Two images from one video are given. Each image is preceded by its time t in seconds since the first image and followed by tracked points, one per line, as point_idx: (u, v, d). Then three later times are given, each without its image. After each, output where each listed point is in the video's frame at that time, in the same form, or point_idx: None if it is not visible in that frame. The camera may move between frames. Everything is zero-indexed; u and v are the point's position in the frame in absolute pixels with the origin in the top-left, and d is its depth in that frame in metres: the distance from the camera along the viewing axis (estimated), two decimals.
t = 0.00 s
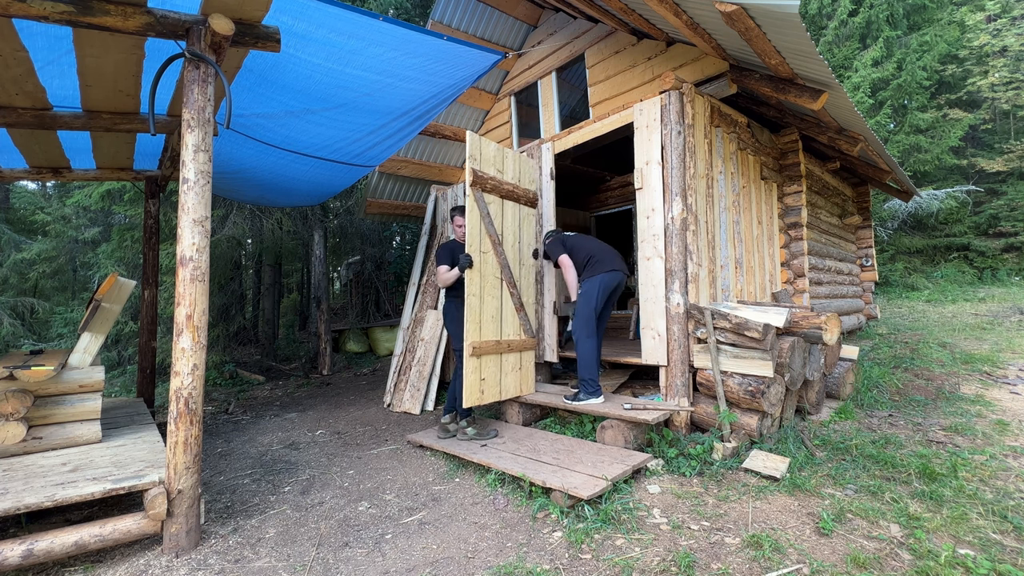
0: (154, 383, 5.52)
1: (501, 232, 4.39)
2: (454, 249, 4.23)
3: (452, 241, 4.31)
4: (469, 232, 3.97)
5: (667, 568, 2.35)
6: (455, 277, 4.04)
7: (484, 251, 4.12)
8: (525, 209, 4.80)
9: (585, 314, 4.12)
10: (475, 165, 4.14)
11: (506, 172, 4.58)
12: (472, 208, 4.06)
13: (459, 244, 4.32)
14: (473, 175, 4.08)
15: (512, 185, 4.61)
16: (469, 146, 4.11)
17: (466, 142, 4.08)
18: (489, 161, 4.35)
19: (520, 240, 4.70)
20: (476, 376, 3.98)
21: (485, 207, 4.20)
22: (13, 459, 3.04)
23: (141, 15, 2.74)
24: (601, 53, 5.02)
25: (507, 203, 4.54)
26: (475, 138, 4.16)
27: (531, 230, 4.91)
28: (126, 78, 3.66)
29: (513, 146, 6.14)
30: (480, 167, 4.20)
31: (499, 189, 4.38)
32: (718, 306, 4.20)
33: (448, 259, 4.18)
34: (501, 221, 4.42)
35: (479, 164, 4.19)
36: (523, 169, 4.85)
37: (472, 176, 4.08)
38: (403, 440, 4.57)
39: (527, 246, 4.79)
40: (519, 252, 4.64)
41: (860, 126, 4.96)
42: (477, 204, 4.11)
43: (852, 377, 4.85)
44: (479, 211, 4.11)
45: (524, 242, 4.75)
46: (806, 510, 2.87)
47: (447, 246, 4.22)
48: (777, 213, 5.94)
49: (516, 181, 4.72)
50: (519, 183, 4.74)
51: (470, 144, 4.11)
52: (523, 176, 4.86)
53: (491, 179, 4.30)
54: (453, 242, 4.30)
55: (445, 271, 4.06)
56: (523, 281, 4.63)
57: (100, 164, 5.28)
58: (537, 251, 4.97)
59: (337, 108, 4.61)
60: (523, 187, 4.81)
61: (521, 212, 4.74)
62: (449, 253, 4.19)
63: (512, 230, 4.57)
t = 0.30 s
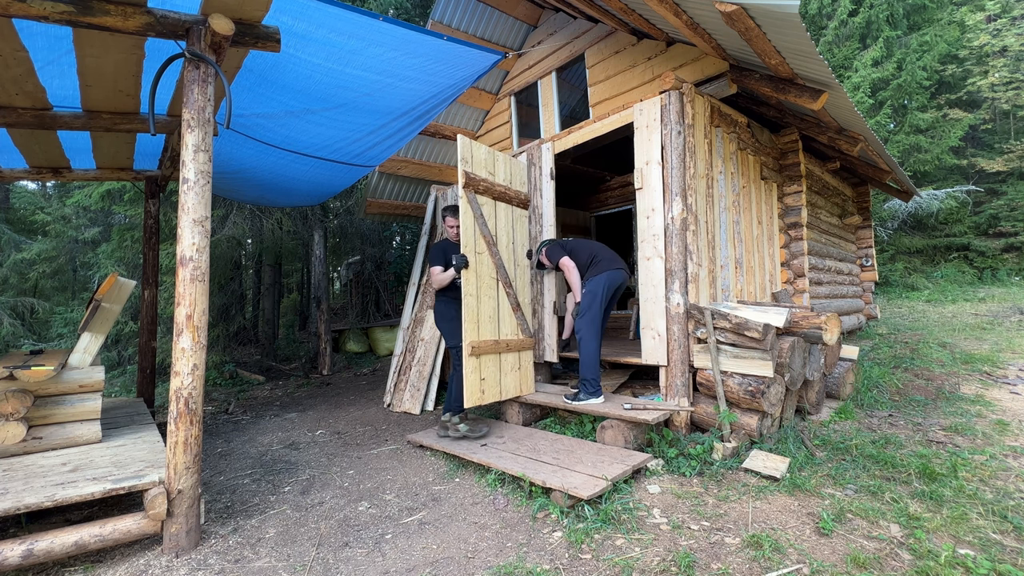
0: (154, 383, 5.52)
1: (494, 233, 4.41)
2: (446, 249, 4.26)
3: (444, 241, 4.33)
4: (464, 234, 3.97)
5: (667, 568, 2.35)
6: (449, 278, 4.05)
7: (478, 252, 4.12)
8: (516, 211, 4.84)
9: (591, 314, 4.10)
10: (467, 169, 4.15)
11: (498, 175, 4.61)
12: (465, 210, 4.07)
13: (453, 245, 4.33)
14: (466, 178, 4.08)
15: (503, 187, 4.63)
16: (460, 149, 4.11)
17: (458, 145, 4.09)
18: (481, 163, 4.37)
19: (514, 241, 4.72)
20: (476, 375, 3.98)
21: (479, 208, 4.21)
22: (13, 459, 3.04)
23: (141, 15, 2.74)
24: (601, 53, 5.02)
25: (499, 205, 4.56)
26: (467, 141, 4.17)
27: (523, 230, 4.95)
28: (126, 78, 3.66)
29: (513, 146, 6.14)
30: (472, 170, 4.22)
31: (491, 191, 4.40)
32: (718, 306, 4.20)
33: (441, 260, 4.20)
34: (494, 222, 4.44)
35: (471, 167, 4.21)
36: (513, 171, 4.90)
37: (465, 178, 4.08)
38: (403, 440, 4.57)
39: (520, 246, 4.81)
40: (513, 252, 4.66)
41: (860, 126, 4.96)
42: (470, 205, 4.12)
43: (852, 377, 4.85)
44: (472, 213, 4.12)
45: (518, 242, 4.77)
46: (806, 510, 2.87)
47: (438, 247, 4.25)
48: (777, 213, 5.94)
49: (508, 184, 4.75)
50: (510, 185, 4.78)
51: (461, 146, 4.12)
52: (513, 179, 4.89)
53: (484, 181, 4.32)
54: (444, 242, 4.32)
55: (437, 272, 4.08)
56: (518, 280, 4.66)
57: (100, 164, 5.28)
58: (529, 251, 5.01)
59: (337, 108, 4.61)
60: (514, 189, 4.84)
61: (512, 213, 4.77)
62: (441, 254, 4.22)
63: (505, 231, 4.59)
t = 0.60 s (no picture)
0: (154, 383, 5.52)
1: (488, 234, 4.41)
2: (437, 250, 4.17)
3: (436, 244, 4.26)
4: (460, 236, 3.96)
5: (667, 568, 2.35)
6: (446, 281, 3.94)
7: (474, 253, 4.11)
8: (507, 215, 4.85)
9: (588, 314, 4.11)
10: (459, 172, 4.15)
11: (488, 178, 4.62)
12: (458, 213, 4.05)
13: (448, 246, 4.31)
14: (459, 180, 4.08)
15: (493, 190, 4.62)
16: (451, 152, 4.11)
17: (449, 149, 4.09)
18: (472, 166, 4.37)
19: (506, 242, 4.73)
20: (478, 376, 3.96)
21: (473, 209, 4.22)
22: (13, 459, 3.04)
23: (141, 15, 2.74)
24: (601, 54, 5.01)
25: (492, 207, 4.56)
26: (457, 144, 4.18)
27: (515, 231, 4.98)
28: (126, 78, 3.66)
29: (513, 146, 6.14)
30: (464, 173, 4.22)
31: (484, 193, 4.41)
32: (718, 306, 4.20)
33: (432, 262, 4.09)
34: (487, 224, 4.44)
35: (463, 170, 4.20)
36: (503, 172, 4.92)
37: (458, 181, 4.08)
38: (403, 440, 4.57)
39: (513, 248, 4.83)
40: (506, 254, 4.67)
41: (860, 126, 4.96)
42: (465, 207, 4.11)
43: (852, 377, 4.85)
44: (466, 216, 4.11)
45: (510, 243, 4.80)
46: (806, 510, 2.87)
47: (431, 248, 4.13)
48: (777, 213, 5.94)
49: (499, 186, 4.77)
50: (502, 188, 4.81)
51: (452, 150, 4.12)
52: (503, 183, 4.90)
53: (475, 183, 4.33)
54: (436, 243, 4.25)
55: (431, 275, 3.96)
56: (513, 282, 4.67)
57: (100, 164, 5.28)
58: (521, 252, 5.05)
59: (337, 108, 4.61)
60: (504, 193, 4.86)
61: (503, 215, 4.78)
62: (433, 255, 4.11)
63: (498, 231, 4.60)
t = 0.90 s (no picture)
0: (154, 383, 5.52)
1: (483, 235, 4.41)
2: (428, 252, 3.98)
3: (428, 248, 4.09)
4: (455, 239, 3.95)
5: (667, 568, 2.35)
6: (442, 288, 3.78)
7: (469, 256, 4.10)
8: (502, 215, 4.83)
9: (582, 314, 4.13)
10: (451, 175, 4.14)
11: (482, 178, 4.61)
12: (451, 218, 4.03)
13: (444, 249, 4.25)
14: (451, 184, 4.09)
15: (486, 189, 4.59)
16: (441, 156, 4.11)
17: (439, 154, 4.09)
18: (464, 168, 4.37)
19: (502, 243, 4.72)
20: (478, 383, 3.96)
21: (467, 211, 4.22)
22: (13, 459, 3.04)
23: (141, 15, 2.74)
24: (601, 54, 5.01)
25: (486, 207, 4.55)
26: (448, 144, 4.18)
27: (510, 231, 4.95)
28: (126, 78, 3.66)
29: (513, 146, 6.13)
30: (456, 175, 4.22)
31: (477, 193, 4.41)
32: (718, 306, 4.20)
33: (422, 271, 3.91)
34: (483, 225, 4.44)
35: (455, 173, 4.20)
36: (496, 169, 4.90)
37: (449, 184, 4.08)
38: (403, 440, 4.57)
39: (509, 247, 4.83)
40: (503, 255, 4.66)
41: (860, 127, 4.96)
42: (459, 210, 4.12)
43: (852, 377, 4.85)
44: (460, 220, 4.11)
45: (506, 243, 4.78)
46: (806, 510, 2.87)
47: (423, 254, 3.93)
48: (777, 213, 5.94)
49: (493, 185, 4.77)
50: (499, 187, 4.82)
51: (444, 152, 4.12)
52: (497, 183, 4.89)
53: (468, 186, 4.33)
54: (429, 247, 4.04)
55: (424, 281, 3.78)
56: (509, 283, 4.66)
57: (100, 164, 5.27)
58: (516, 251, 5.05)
59: (337, 108, 4.61)
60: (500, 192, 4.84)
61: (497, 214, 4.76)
62: (424, 260, 3.92)
63: (494, 232, 4.59)
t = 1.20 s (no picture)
0: (154, 383, 5.52)
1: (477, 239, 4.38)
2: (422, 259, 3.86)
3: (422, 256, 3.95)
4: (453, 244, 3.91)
5: (667, 568, 2.35)
6: (440, 298, 3.61)
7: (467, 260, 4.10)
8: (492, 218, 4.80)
9: (580, 314, 4.13)
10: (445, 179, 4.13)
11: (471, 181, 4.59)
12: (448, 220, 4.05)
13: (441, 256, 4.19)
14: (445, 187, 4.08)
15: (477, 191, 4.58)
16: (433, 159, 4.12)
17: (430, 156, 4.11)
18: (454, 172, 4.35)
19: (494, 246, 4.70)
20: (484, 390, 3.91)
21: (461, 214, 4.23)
22: (13, 459, 3.04)
23: (141, 15, 2.74)
24: (601, 54, 5.01)
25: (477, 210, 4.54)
26: (439, 143, 4.18)
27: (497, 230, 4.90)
28: (126, 78, 3.66)
29: (513, 146, 6.13)
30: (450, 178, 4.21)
31: (469, 194, 4.39)
32: (718, 306, 4.20)
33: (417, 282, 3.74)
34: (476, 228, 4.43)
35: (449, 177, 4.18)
36: (482, 166, 4.88)
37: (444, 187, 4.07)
38: (403, 440, 4.57)
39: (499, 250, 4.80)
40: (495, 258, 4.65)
41: (861, 127, 4.96)
42: (454, 214, 4.10)
43: (852, 377, 4.85)
44: (456, 223, 4.09)
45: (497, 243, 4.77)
46: (806, 510, 2.87)
47: (417, 262, 3.79)
48: (777, 213, 5.94)
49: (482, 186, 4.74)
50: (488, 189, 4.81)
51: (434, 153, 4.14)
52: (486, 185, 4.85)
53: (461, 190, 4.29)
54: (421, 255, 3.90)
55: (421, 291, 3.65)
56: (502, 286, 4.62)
57: (100, 164, 5.27)
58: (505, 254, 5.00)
59: (337, 108, 4.61)
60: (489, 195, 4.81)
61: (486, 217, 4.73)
62: (419, 268, 3.78)
63: (485, 233, 4.57)
